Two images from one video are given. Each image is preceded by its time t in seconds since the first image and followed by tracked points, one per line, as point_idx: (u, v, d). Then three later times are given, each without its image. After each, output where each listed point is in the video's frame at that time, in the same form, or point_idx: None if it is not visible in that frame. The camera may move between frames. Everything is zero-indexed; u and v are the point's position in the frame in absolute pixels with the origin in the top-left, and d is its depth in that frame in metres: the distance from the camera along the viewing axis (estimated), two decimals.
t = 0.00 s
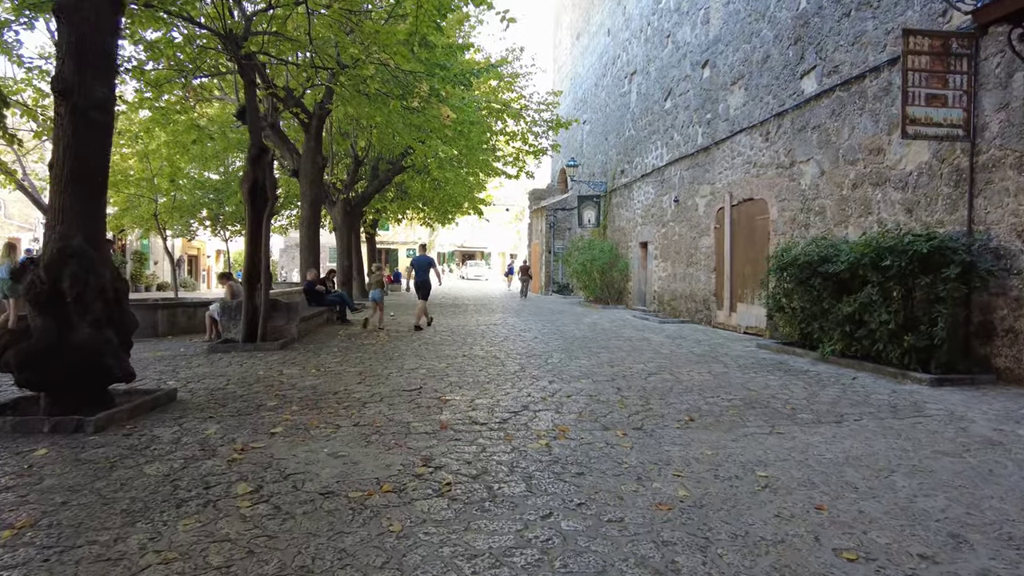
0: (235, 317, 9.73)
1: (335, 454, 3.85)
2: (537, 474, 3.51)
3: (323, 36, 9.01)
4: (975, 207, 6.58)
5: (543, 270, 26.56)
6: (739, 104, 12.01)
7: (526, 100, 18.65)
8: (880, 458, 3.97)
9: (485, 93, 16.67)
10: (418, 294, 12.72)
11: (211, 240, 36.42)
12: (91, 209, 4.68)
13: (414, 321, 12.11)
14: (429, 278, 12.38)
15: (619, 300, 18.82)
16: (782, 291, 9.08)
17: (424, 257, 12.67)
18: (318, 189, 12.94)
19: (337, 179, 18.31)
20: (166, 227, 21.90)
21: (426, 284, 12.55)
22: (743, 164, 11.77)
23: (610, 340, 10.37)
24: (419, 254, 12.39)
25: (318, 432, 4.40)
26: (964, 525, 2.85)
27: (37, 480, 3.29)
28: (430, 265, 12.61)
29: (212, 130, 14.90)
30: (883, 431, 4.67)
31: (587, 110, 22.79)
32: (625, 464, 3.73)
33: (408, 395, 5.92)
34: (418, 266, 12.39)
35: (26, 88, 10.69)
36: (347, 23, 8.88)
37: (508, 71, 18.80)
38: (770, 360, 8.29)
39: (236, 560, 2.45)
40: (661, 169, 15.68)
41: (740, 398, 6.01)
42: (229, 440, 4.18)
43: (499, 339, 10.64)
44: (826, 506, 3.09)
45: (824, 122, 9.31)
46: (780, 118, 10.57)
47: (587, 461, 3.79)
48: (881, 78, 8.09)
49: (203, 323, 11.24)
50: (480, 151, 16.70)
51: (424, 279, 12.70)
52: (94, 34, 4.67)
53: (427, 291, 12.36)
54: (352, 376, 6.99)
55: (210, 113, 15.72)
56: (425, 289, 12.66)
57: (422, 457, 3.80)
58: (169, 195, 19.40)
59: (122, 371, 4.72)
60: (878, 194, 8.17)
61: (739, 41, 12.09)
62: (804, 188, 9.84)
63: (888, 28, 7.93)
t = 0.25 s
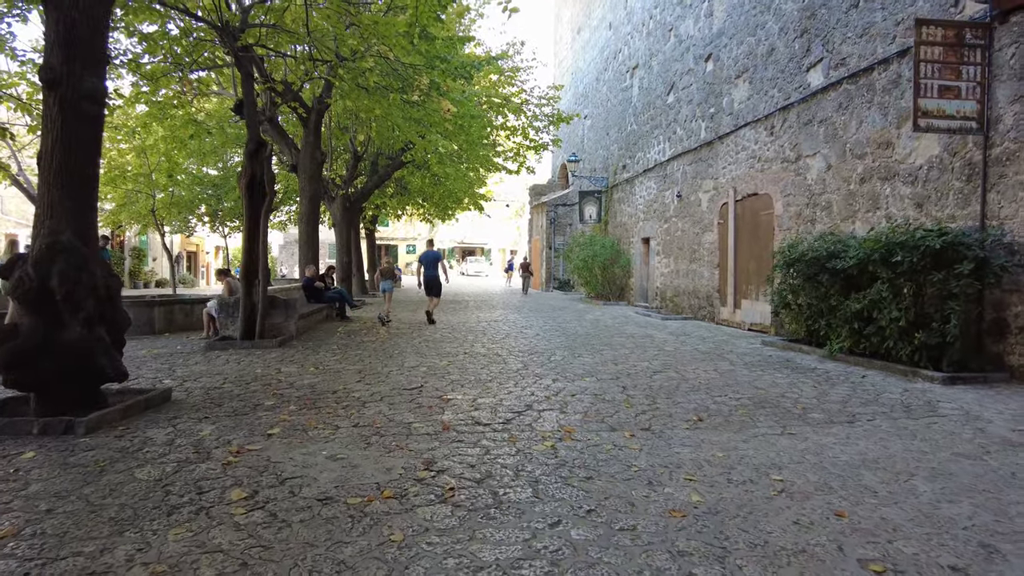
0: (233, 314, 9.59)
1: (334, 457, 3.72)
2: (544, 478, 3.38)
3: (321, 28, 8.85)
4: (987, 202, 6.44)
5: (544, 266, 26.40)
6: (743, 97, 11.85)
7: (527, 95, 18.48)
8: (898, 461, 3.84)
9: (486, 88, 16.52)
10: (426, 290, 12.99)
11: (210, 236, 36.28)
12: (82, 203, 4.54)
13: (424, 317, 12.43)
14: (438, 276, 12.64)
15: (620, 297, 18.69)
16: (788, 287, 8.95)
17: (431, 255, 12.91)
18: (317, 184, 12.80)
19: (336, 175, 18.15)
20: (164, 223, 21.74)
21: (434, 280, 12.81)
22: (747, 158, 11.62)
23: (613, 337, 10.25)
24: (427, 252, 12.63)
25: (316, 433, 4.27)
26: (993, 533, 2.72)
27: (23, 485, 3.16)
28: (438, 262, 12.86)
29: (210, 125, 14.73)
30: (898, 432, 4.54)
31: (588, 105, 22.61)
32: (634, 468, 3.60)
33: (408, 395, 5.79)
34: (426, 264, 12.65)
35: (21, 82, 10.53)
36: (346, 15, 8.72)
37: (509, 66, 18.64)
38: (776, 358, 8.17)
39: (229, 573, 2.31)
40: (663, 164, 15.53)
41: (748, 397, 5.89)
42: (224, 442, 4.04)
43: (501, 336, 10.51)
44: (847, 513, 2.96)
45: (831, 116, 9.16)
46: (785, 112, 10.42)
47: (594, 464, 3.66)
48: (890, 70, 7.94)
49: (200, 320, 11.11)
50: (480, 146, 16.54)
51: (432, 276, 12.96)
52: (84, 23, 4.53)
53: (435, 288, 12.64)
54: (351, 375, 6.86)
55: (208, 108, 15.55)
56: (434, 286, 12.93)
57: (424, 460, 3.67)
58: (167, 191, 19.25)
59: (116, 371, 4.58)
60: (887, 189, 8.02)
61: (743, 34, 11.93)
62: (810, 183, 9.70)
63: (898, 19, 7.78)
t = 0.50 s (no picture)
0: (233, 311, 9.46)
1: (337, 459, 3.60)
2: (556, 482, 3.26)
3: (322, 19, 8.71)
4: (1003, 197, 6.31)
5: (546, 263, 26.25)
6: (750, 92, 11.71)
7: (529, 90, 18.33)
8: (921, 463, 3.71)
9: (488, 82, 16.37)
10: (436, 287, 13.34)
11: (210, 233, 36.16)
12: (78, 198, 4.42)
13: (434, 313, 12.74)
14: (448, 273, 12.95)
15: (623, 294, 18.57)
16: (797, 284, 8.83)
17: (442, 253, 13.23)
18: (318, 180, 12.67)
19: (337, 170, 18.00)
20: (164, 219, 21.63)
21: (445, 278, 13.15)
22: (754, 154, 11.49)
23: (618, 335, 10.13)
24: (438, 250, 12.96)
25: (319, 434, 4.15)
26: None
27: (15, 489, 3.04)
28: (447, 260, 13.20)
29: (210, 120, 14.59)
30: (917, 433, 4.41)
31: (591, 101, 22.44)
32: (649, 473, 3.48)
33: (412, 394, 5.67)
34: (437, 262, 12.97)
35: (18, 76, 10.40)
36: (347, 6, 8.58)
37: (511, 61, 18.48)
38: (785, 356, 8.05)
39: None
40: (667, 160, 15.39)
41: (760, 396, 5.76)
42: (224, 443, 3.92)
43: (504, 333, 10.39)
44: (873, 519, 2.83)
45: (840, 110, 9.02)
46: (793, 106, 10.28)
47: (606, 468, 3.54)
48: (901, 63, 7.79)
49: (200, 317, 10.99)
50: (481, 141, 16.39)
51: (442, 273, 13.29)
52: (79, 11, 4.39)
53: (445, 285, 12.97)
54: (354, 373, 6.74)
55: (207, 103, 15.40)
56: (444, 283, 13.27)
57: (431, 463, 3.55)
58: (168, 187, 19.12)
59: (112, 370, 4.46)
60: (898, 184, 7.88)
61: (750, 28, 11.78)
62: (818, 178, 9.56)
63: (910, 11, 7.63)
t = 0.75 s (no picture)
0: (234, 311, 9.35)
1: (341, 466, 3.48)
2: (567, 491, 3.14)
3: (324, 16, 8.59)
4: (1018, 196, 6.19)
5: (547, 263, 26.14)
6: (755, 90, 11.60)
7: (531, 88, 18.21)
8: (943, 470, 3.60)
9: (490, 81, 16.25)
10: (444, 287, 13.58)
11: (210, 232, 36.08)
12: (73, 196, 4.30)
13: (442, 312, 12.92)
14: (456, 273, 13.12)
15: (625, 294, 18.47)
16: (804, 285, 8.72)
17: (450, 253, 13.42)
18: (319, 179, 12.56)
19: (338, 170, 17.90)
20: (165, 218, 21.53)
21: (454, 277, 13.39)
22: (759, 152, 11.38)
23: (623, 335, 10.02)
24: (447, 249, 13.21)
25: (321, 439, 4.03)
26: None
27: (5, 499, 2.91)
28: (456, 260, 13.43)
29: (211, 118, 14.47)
30: (936, 438, 4.30)
31: (593, 100, 22.33)
32: (662, 481, 3.37)
33: (416, 396, 5.56)
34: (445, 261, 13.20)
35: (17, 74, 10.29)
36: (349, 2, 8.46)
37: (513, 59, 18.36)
38: (793, 358, 7.94)
39: None
40: (671, 159, 15.28)
41: (771, 399, 5.65)
42: (224, 448, 3.81)
43: (507, 334, 10.27)
44: (900, 531, 2.71)
45: (848, 109, 8.90)
46: (799, 105, 10.16)
47: (619, 475, 3.41)
48: (911, 61, 7.67)
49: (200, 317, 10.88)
50: (483, 140, 16.28)
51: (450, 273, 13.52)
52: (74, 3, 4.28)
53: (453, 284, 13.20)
54: (356, 375, 6.63)
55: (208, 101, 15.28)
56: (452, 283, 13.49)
57: (438, 469, 3.44)
58: (168, 186, 19.02)
59: (109, 372, 4.33)
60: (908, 183, 7.76)
61: (755, 26, 11.67)
62: (825, 178, 9.45)
63: (921, 7, 7.51)
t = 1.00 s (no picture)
0: (233, 311, 9.21)
1: (344, 469, 3.36)
2: (580, 496, 3.02)
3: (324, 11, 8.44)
4: None
5: (548, 262, 26.00)
6: (761, 87, 11.47)
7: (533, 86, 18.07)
8: (968, 473, 3.47)
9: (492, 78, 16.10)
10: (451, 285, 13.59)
11: (210, 231, 35.96)
12: (68, 191, 4.18)
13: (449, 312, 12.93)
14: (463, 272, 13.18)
15: (628, 293, 18.34)
16: (812, 283, 8.60)
17: (458, 252, 13.48)
18: (320, 177, 12.43)
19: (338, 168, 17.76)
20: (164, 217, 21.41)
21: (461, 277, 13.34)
22: (765, 150, 11.25)
23: (627, 335, 9.90)
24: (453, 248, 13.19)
25: (324, 441, 3.91)
26: None
27: None
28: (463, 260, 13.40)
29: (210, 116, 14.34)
30: (956, 440, 4.17)
31: (595, 98, 22.20)
32: (679, 486, 3.25)
33: (420, 397, 5.44)
34: (452, 260, 13.16)
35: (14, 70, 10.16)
36: None
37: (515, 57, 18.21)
38: (802, 357, 7.82)
39: None
40: (674, 157, 15.15)
41: (782, 399, 5.53)
42: (223, 451, 3.68)
43: (511, 333, 10.15)
44: (931, 539, 2.58)
45: (857, 105, 8.77)
46: (806, 101, 10.03)
47: (633, 480, 3.29)
48: (922, 56, 7.53)
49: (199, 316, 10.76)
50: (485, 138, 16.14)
51: (457, 272, 13.48)
52: None
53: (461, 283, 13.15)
54: (358, 375, 6.51)
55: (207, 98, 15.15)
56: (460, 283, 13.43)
57: (445, 473, 3.31)
58: (167, 185, 18.90)
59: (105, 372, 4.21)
60: (918, 180, 7.63)
61: (761, 22, 11.54)
62: (833, 175, 9.32)
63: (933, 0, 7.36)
